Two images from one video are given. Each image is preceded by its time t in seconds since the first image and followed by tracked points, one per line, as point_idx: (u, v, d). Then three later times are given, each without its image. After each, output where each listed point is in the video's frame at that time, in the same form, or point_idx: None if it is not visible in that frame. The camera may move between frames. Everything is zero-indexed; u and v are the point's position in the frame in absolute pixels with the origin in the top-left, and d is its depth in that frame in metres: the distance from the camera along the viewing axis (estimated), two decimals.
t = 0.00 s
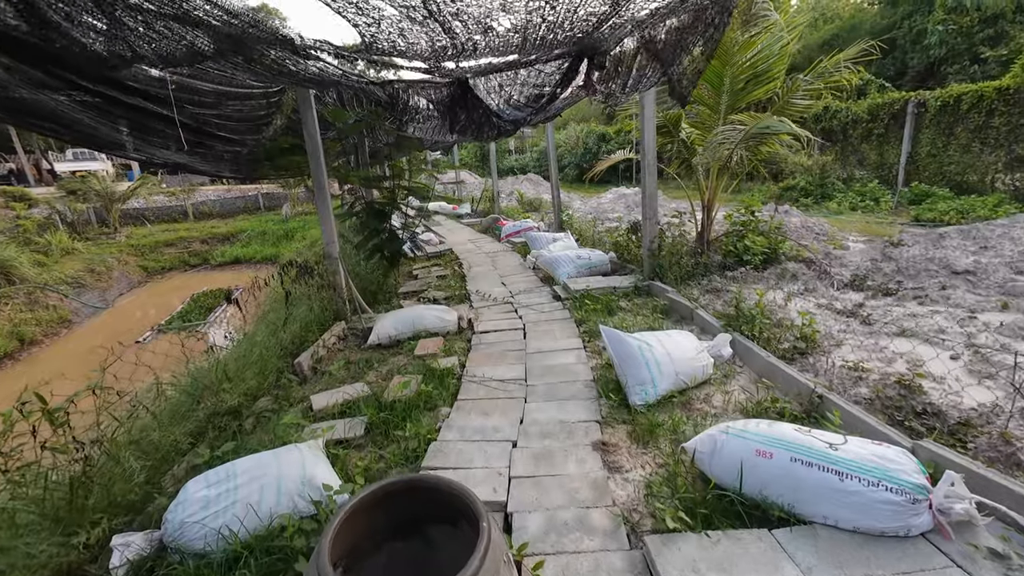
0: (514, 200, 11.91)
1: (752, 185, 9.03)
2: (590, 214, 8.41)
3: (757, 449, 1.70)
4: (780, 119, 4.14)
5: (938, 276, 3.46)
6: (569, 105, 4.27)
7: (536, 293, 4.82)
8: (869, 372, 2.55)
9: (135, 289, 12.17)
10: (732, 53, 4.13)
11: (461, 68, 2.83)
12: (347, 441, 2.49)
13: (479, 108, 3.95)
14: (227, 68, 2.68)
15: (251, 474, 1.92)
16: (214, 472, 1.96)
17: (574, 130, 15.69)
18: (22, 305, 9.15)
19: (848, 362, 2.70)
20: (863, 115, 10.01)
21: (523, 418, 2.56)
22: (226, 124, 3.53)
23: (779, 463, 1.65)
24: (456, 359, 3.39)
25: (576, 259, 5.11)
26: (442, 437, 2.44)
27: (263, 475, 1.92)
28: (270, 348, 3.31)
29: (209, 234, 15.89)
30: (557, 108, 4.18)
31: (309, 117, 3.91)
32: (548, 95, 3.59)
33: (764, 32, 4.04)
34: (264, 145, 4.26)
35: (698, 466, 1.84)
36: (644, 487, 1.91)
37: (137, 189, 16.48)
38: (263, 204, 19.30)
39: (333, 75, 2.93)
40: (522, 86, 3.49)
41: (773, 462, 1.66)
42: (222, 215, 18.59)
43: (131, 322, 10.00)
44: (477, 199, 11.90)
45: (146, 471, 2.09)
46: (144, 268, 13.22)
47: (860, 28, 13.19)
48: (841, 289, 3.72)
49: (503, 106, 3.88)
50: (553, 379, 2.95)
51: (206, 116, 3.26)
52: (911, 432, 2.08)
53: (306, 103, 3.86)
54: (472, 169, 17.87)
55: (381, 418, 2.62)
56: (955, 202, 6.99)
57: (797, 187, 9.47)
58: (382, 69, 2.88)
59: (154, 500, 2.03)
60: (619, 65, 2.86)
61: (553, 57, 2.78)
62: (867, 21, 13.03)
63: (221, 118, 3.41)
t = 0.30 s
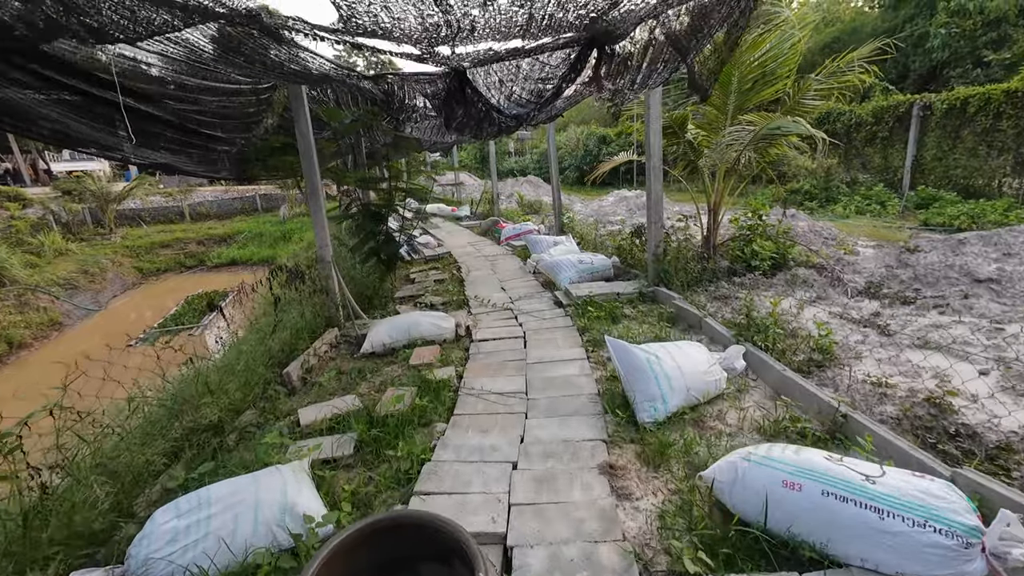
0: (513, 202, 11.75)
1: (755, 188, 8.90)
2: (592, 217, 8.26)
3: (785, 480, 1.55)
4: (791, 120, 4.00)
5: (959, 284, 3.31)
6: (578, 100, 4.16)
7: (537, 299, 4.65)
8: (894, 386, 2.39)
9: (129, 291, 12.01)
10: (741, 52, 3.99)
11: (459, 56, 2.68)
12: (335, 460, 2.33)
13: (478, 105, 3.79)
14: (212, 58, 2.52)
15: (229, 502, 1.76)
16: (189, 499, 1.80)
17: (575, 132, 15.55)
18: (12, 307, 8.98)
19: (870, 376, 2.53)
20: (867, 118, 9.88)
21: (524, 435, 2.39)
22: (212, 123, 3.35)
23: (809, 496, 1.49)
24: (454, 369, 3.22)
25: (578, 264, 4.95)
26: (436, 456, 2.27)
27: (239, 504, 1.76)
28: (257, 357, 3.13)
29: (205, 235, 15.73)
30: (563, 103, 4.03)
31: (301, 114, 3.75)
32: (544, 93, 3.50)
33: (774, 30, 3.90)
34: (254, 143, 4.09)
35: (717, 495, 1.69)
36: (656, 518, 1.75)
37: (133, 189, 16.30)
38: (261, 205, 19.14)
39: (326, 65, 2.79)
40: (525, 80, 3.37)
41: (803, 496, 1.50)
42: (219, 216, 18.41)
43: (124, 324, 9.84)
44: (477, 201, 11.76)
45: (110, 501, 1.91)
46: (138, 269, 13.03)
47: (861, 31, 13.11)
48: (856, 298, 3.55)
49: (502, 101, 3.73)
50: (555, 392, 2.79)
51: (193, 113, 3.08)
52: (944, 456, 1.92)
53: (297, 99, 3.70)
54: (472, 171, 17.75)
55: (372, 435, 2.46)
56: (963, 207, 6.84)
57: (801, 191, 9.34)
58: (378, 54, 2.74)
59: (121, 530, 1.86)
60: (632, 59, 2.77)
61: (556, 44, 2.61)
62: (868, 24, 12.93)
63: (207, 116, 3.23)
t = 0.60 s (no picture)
0: (512, 202, 11.53)
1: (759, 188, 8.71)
2: (592, 218, 8.06)
3: (821, 529, 1.36)
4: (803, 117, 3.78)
5: (986, 293, 3.11)
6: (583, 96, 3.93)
7: (536, 305, 4.45)
8: (926, 407, 2.19)
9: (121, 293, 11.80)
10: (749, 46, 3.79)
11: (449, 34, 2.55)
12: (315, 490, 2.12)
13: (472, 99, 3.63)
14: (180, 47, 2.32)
15: (191, 549, 1.57)
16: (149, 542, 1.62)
17: (574, 131, 15.33)
18: None
19: (897, 395, 2.34)
20: (872, 116, 9.68)
21: (522, 461, 2.19)
22: (185, 120, 3.13)
23: (851, 549, 1.30)
24: (447, 383, 3.02)
25: (579, 268, 4.74)
26: (425, 485, 2.07)
27: (201, 552, 1.56)
28: (237, 372, 2.92)
29: (200, 236, 15.50)
30: (564, 98, 3.80)
31: (286, 111, 3.56)
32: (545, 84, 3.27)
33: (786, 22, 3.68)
34: (237, 142, 3.87)
35: (743, 544, 1.51)
36: (672, 566, 1.55)
37: (126, 189, 16.06)
38: (257, 205, 18.91)
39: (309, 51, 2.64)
40: (524, 72, 3.17)
41: (844, 548, 1.31)
42: (214, 216, 18.16)
43: (116, 327, 9.64)
44: (475, 201, 11.56)
45: (54, 546, 1.70)
46: (131, 271, 12.80)
47: (863, 28, 12.91)
48: (874, 305, 3.36)
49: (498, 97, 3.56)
50: (555, 411, 2.59)
51: (163, 108, 2.87)
52: (990, 491, 1.73)
53: (282, 95, 3.50)
54: (470, 171, 17.55)
55: (357, 461, 2.25)
56: (974, 207, 6.66)
57: (806, 190, 9.13)
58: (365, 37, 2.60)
59: None
60: (641, 53, 2.55)
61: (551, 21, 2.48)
62: (870, 21, 12.70)
63: (177, 112, 3.00)
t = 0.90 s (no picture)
0: (511, 203, 11.41)
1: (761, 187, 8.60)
2: (592, 219, 7.95)
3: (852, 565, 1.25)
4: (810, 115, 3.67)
5: (1002, 298, 3.02)
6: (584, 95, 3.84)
7: (536, 310, 4.33)
8: (948, 420, 2.09)
9: (116, 296, 11.66)
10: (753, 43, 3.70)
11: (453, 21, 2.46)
12: (303, 513, 2.00)
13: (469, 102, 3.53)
14: (156, 39, 2.20)
15: None
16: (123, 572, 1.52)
17: (573, 131, 15.21)
18: None
19: (917, 407, 2.23)
20: (874, 114, 9.59)
21: (523, 480, 2.07)
22: (166, 121, 3.03)
23: None
24: (444, 394, 2.90)
25: (580, 271, 4.63)
26: (420, 508, 1.95)
27: None
28: (224, 383, 2.80)
29: (196, 237, 15.35)
30: (559, 98, 3.71)
31: (277, 113, 3.44)
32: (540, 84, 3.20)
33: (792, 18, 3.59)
34: (225, 143, 3.75)
35: None
36: None
37: (121, 191, 15.90)
38: (254, 206, 18.78)
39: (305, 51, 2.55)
40: (523, 68, 3.09)
41: None
42: (211, 217, 18.00)
43: (110, 330, 9.51)
44: (473, 202, 11.44)
45: None
46: (125, 274, 12.65)
47: (862, 26, 12.85)
48: (885, 310, 3.25)
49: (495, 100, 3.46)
50: (557, 424, 2.47)
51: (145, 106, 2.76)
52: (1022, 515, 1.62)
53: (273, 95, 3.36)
54: (468, 171, 17.43)
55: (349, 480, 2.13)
56: (980, 207, 6.57)
57: (808, 190, 9.04)
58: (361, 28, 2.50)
59: None
60: (653, 49, 2.47)
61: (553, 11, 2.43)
62: (869, 19, 12.60)
63: (156, 112, 2.89)
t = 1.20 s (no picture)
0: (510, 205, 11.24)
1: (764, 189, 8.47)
2: (593, 221, 7.79)
3: None
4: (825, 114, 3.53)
5: None
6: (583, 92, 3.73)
7: (537, 316, 4.15)
8: (989, 440, 1.92)
9: (107, 299, 11.43)
10: (762, 39, 3.57)
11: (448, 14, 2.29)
12: (285, 544, 1.81)
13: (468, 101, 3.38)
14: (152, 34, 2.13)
15: None
16: None
17: (572, 133, 15.07)
18: None
19: (952, 424, 2.06)
20: (876, 116, 9.48)
21: (527, 507, 1.89)
22: (144, 115, 2.88)
23: None
24: (441, 407, 2.72)
25: (582, 275, 4.46)
26: (414, 539, 1.77)
27: None
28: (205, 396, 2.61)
29: (190, 239, 15.12)
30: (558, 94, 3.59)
31: (265, 111, 3.26)
32: (534, 81, 3.07)
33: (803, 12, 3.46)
34: (211, 140, 3.58)
35: None
36: None
37: (114, 193, 15.65)
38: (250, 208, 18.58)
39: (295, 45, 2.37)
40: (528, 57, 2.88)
41: None
42: (205, 219, 17.77)
43: (100, 334, 9.30)
44: (471, 204, 11.27)
45: None
46: (117, 276, 12.40)
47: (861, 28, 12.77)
48: (906, 317, 3.09)
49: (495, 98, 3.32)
50: (563, 442, 2.29)
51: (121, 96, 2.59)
52: None
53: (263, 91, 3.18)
54: (466, 173, 17.28)
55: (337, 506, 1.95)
56: (989, 209, 6.43)
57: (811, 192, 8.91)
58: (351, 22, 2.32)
59: None
60: (671, 34, 2.37)
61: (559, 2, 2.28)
62: (868, 20, 12.51)
63: (130, 105, 2.72)
